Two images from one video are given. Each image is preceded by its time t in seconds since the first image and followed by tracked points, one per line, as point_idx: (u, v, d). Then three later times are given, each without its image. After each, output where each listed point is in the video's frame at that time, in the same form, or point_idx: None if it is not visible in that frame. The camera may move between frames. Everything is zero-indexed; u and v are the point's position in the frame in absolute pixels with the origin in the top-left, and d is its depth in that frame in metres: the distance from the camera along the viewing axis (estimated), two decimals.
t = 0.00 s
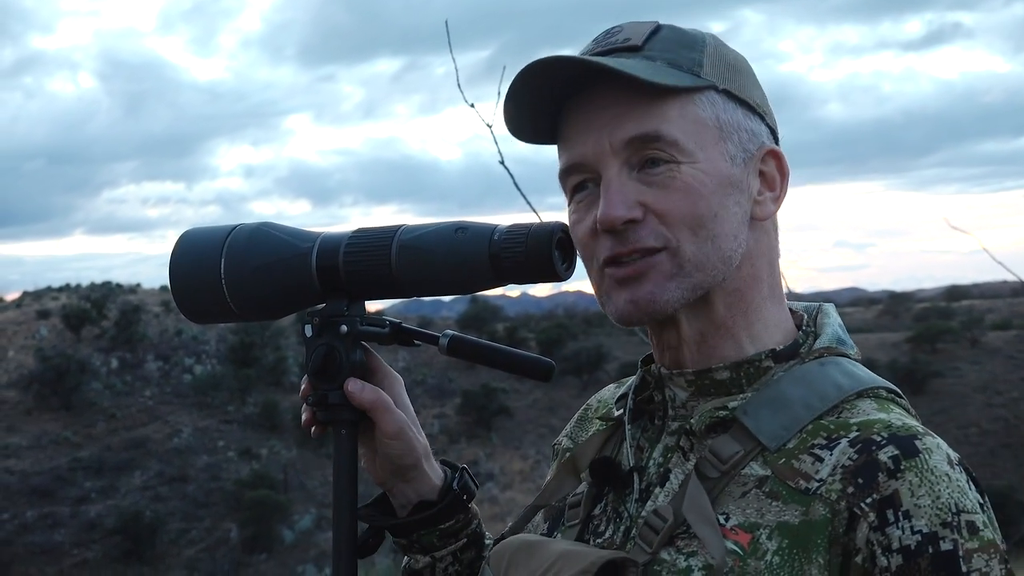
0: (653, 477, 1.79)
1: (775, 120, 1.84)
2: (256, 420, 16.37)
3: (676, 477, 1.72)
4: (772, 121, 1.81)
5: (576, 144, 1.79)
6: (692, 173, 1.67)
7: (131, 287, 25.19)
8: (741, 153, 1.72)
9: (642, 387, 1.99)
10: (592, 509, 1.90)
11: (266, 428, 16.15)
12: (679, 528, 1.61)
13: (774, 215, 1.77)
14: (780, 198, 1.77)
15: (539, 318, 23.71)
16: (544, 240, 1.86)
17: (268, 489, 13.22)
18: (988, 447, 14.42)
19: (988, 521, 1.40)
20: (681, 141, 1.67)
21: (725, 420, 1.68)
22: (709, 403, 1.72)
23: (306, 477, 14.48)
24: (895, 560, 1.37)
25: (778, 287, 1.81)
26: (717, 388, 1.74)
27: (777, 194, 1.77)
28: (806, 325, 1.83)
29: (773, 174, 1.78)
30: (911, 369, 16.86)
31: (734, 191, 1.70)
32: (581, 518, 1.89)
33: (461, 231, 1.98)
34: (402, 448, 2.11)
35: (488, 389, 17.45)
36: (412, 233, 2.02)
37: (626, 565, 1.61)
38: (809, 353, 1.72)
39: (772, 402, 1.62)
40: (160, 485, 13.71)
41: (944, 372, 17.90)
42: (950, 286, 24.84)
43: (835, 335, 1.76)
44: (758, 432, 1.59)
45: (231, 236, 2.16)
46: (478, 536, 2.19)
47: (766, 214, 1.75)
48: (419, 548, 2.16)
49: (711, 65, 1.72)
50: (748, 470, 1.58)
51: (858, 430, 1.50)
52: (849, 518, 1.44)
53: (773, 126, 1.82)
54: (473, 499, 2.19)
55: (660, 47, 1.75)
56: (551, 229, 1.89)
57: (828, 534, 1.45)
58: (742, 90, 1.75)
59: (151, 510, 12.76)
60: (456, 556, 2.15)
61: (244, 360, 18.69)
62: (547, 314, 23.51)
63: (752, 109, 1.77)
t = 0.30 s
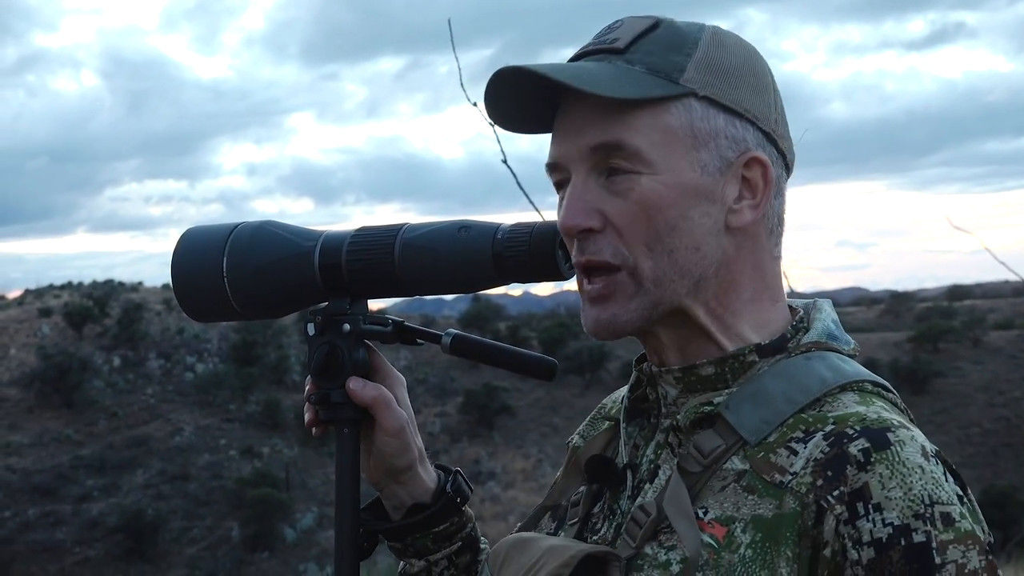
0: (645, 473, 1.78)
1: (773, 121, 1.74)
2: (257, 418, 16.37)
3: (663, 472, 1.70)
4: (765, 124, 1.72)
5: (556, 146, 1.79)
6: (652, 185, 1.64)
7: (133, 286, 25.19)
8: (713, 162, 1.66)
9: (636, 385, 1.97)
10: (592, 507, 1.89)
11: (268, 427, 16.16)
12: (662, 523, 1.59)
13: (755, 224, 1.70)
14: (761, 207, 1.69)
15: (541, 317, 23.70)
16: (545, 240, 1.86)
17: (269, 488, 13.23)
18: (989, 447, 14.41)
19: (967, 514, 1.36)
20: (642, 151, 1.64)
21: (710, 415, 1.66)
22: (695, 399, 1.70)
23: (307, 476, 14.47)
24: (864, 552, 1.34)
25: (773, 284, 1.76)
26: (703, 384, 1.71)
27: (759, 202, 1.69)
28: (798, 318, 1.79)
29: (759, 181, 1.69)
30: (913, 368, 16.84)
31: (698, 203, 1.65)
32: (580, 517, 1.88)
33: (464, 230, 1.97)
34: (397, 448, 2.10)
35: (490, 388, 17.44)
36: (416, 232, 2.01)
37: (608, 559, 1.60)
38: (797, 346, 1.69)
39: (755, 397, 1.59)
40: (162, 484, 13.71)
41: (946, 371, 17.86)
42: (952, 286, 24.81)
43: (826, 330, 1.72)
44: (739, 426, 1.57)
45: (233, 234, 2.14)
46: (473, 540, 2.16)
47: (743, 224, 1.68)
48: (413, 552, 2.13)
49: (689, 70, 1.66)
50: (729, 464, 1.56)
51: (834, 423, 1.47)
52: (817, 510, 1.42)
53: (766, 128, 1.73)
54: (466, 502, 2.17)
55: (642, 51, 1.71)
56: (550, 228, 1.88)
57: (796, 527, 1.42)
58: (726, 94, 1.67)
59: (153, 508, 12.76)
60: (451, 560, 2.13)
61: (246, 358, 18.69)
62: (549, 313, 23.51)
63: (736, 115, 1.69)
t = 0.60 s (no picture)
0: (656, 476, 1.78)
1: (787, 121, 1.71)
2: (260, 418, 16.37)
3: (674, 475, 1.70)
4: (776, 125, 1.70)
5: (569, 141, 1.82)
6: (648, 184, 1.66)
7: (135, 285, 25.19)
8: (713, 163, 1.66)
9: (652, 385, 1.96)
10: (605, 509, 1.89)
11: (271, 426, 16.16)
12: (670, 527, 1.59)
13: (758, 225, 1.69)
14: (766, 208, 1.69)
15: (543, 317, 23.70)
16: (548, 239, 1.85)
17: (271, 487, 13.23)
18: (992, 447, 14.38)
19: (972, 526, 1.34)
20: (640, 150, 1.67)
21: (721, 418, 1.65)
22: (707, 402, 1.69)
23: (310, 476, 14.47)
24: (860, 560, 1.34)
25: (787, 283, 1.75)
26: (714, 387, 1.71)
27: (762, 204, 1.69)
28: (811, 319, 1.78)
29: (764, 182, 1.69)
30: (915, 368, 16.81)
31: (695, 203, 1.66)
32: (593, 518, 1.87)
33: (468, 229, 1.96)
34: (403, 448, 2.08)
35: (492, 387, 17.43)
36: (419, 230, 2.00)
37: (616, 562, 1.60)
38: (809, 348, 1.68)
39: (765, 400, 1.59)
40: (164, 483, 13.72)
41: (949, 370, 17.83)
42: (954, 286, 24.78)
43: (838, 331, 1.70)
44: (748, 430, 1.56)
45: (237, 233, 2.14)
46: (483, 540, 2.16)
47: (745, 225, 1.68)
48: (423, 553, 2.14)
49: (695, 70, 1.66)
50: (737, 468, 1.56)
51: (842, 429, 1.46)
52: (818, 516, 1.41)
53: (779, 129, 1.71)
54: (474, 503, 2.16)
55: (651, 50, 1.72)
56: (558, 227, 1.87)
57: (797, 533, 1.42)
58: (733, 94, 1.67)
59: (155, 508, 12.77)
60: (461, 560, 2.13)
61: (249, 357, 18.69)
62: (551, 312, 23.50)
63: (744, 117, 1.68)
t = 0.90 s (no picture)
0: (664, 481, 1.77)
1: (803, 126, 1.71)
2: (262, 418, 16.38)
3: (683, 480, 1.69)
4: (793, 130, 1.70)
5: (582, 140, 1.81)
6: (664, 189, 1.66)
7: (137, 285, 25.21)
8: (731, 168, 1.66)
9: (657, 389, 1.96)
10: (611, 514, 1.88)
11: (273, 427, 16.18)
12: (678, 535, 1.59)
13: (773, 229, 1.69)
14: (782, 214, 1.69)
15: (545, 318, 23.70)
16: (551, 242, 1.84)
17: (273, 488, 13.23)
18: (994, 448, 14.37)
19: (979, 535, 1.33)
20: (656, 155, 1.66)
21: (728, 424, 1.65)
22: (714, 407, 1.69)
23: (312, 476, 14.47)
24: (868, 568, 1.33)
25: (796, 285, 1.75)
26: (721, 393, 1.71)
27: (779, 210, 1.68)
28: (819, 321, 1.77)
29: (781, 185, 1.69)
30: (918, 369, 16.79)
31: (711, 209, 1.66)
32: (600, 522, 1.87)
33: (471, 229, 1.95)
34: (404, 450, 2.08)
35: (494, 388, 17.43)
36: (422, 231, 2.00)
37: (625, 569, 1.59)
38: (817, 353, 1.67)
39: (773, 406, 1.58)
40: (166, 484, 13.71)
41: (952, 372, 17.79)
42: (956, 288, 24.77)
43: (845, 335, 1.70)
44: (757, 437, 1.56)
45: (240, 233, 2.14)
46: (487, 542, 2.16)
47: (761, 228, 1.68)
48: (426, 557, 2.14)
49: (713, 75, 1.65)
50: (746, 475, 1.55)
51: (850, 436, 1.46)
52: (826, 525, 1.41)
53: (796, 134, 1.71)
54: (475, 505, 2.17)
55: (667, 53, 1.71)
56: (560, 228, 1.87)
57: (805, 542, 1.42)
58: (751, 99, 1.67)
59: (158, 508, 12.77)
60: (464, 563, 2.13)
61: (251, 358, 18.70)
62: (553, 314, 23.51)
63: (761, 121, 1.68)
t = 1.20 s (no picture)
0: (660, 477, 1.78)
1: (806, 122, 1.73)
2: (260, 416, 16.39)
3: (680, 477, 1.70)
4: (799, 127, 1.71)
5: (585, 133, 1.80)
6: (673, 183, 1.66)
7: (135, 282, 25.19)
8: (738, 163, 1.67)
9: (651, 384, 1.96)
10: (605, 509, 1.88)
11: (271, 424, 16.18)
12: (676, 532, 1.59)
13: (777, 225, 1.70)
14: (787, 210, 1.70)
15: (544, 315, 23.72)
16: (547, 239, 1.84)
17: (272, 486, 13.23)
18: (992, 446, 14.38)
19: (982, 528, 1.35)
20: (665, 150, 1.66)
21: (726, 420, 1.65)
22: (712, 403, 1.69)
23: (310, 474, 14.47)
24: (874, 565, 1.33)
25: (793, 280, 1.76)
26: (719, 388, 1.71)
27: (783, 206, 1.70)
28: (815, 318, 1.78)
29: (785, 183, 1.70)
30: (915, 367, 16.79)
31: (719, 204, 1.67)
32: (594, 518, 1.87)
33: (467, 226, 1.96)
34: (398, 447, 2.08)
35: (492, 385, 17.43)
36: (418, 227, 2.00)
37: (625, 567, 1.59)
38: (816, 349, 1.67)
39: (771, 402, 1.59)
40: (164, 481, 13.71)
41: (949, 369, 17.79)
42: (955, 285, 24.78)
43: (842, 331, 1.70)
44: (756, 433, 1.56)
45: (236, 230, 2.14)
46: (480, 539, 2.17)
47: (766, 225, 1.69)
48: (419, 556, 2.14)
49: (721, 70, 1.65)
50: (745, 471, 1.56)
51: (851, 431, 1.46)
52: (828, 521, 1.41)
53: (800, 131, 1.72)
54: (469, 502, 2.18)
55: (673, 48, 1.71)
56: (555, 225, 1.86)
57: (808, 539, 1.42)
58: (758, 95, 1.68)
59: (156, 505, 12.76)
60: (457, 561, 2.13)
61: (249, 356, 18.70)
62: (551, 311, 23.53)
63: (767, 118, 1.69)
